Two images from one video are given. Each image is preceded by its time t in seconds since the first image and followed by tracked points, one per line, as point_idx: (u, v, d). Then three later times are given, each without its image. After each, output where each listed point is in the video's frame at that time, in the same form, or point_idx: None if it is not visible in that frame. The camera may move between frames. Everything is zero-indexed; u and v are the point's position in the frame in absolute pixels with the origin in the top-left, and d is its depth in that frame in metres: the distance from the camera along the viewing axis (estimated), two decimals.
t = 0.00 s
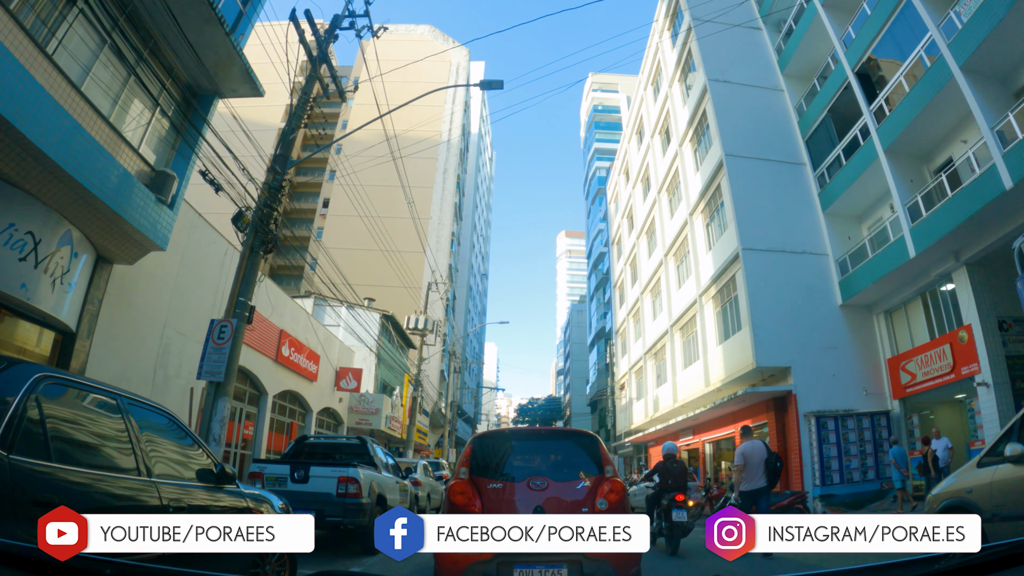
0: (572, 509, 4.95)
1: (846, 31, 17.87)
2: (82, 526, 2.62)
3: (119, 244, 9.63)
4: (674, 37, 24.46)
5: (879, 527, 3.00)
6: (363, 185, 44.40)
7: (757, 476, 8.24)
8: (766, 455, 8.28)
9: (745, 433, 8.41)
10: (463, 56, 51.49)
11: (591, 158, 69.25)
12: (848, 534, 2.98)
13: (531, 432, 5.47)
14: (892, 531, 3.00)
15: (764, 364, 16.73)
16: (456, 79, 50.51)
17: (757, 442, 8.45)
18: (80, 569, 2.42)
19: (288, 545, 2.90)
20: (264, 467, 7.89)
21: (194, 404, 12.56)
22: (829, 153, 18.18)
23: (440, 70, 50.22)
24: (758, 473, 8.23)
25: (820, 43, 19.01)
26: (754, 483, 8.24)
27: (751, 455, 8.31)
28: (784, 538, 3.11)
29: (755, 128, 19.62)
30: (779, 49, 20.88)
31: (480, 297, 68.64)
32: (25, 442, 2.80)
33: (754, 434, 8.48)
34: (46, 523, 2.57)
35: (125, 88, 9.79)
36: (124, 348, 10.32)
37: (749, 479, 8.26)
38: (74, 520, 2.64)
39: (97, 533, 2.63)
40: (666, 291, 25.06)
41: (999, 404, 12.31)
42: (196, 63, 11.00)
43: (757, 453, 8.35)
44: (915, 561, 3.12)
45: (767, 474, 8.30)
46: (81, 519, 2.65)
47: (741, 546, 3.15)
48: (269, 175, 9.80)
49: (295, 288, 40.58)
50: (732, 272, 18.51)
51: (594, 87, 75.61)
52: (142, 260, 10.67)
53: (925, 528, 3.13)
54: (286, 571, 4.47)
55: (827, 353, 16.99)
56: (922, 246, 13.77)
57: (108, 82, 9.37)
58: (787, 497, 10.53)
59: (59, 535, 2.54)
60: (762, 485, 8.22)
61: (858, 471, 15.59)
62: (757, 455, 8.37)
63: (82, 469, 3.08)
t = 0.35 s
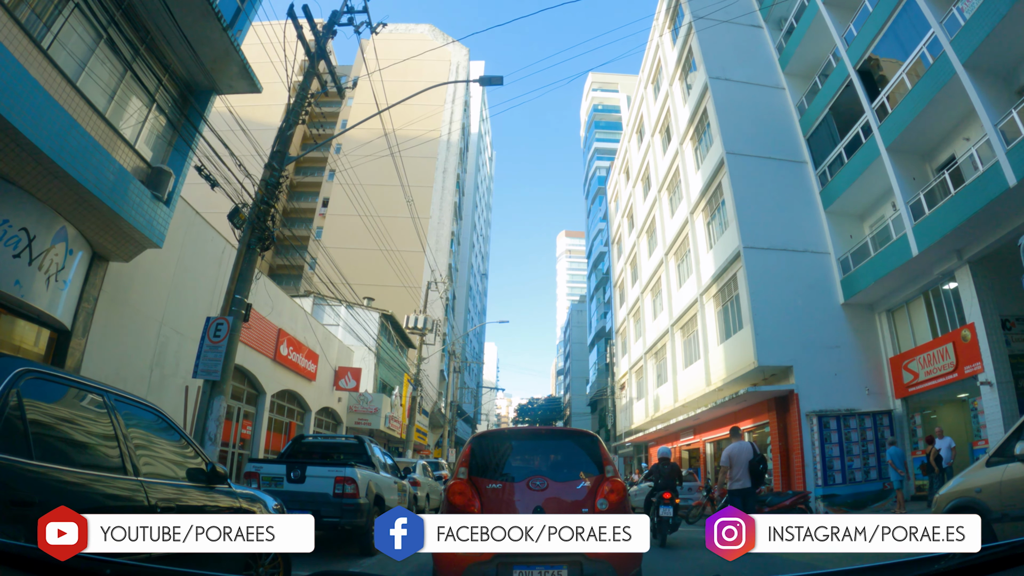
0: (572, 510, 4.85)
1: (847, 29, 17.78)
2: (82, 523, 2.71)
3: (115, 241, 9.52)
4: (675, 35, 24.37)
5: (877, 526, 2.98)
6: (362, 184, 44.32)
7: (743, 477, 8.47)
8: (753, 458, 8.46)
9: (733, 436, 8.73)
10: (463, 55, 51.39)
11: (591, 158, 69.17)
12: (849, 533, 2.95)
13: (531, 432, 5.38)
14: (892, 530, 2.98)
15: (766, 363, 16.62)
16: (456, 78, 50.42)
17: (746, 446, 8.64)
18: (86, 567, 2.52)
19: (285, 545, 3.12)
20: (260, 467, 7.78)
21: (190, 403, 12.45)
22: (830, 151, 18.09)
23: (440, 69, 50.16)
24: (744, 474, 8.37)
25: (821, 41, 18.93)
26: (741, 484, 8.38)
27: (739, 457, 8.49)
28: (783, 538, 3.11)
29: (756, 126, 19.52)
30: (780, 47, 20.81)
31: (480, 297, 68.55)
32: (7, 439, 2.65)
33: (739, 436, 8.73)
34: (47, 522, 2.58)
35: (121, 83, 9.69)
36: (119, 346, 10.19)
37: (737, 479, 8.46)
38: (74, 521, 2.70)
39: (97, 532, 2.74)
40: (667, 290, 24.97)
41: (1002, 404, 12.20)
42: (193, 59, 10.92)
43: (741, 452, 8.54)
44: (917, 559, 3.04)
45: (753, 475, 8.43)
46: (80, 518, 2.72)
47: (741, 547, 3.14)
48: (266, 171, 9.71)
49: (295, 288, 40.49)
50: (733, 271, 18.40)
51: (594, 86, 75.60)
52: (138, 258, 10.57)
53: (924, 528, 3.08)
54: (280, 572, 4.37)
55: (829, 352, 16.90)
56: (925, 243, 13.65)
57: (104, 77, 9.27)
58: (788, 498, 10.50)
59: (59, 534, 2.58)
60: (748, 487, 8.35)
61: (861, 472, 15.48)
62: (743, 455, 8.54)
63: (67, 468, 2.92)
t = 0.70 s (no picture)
0: (571, 510, 4.80)
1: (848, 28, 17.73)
2: (83, 523, 2.68)
3: (112, 239, 9.46)
4: (675, 34, 24.30)
5: (877, 526, 2.94)
6: (362, 184, 44.25)
7: (734, 480, 8.89)
8: (746, 461, 9.00)
9: (727, 441, 9.08)
10: (463, 55, 51.29)
11: (591, 158, 69.13)
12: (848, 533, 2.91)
13: (532, 432, 5.31)
14: (892, 530, 2.94)
15: (767, 363, 16.57)
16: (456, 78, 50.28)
17: (738, 449, 9.13)
18: (85, 569, 2.48)
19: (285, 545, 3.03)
20: (257, 467, 7.72)
21: (188, 403, 12.37)
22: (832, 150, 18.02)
23: (440, 69, 50.07)
24: (735, 476, 8.87)
25: (821, 40, 18.88)
26: (732, 486, 8.90)
27: (732, 462, 8.98)
28: (784, 538, 3.05)
29: (757, 125, 19.47)
30: (781, 46, 20.76)
31: (480, 297, 68.52)
32: None
33: (735, 440, 9.09)
34: (47, 522, 2.55)
35: (119, 80, 9.63)
36: (116, 345, 10.13)
37: (727, 483, 8.94)
38: (74, 520, 2.65)
39: (97, 533, 2.72)
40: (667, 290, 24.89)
41: (1004, 404, 12.16)
42: (191, 57, 10.87)
43: (735, 457, 8.99)
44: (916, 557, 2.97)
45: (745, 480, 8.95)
46: (80, 519, 2.69)
47: (741, 547, 3.10)
48: (264, 169, 9.65)
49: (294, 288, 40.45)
50: (734, 270, 18.35)
51: (594, 86, 75.56)
52: (135, 256, 10.50)
53: (924, 527, 3.02)
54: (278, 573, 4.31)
55: (830, 352, 16.84)
56: (928, 242, 13.57)
57: (101, 73, 9.21)
58: (789, 498, 10.44)
59: (59, 534, 2.55)
60: (739, 489, 8.90)
61: (862, 472, 15.44)
62: (736, 460, 9.01)
63: (55, 465, 2.82)
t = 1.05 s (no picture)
0: (571, 510, 4.76)
1: (848, 27, 17.70)
2: (83, 524, 2.65)
3: (110, 238, 9.42)
4: (675, 34, 24.29)
5: (877, 526, 2.94)
6: (361, 184, 44.20)
7: (729, 478, 9.12)
8: (741, 460, 9.21)
9: (721, 439, 9.36)
10: (463, 55, 51.23)
11: (591, 158, 69.09)
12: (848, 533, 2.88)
13: (531, 432, 5.27)
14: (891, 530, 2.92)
15: (767, 363, 16.53)
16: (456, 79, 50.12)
17: (732, 448, 9.38)
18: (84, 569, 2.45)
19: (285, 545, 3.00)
20: (255, 467, 7.67)
21: (186, 403, 12.32)
22: (832, 150, 17.99)
23: (440, 69, 50.02)
24: (730, 474, 9.12)
25: (822, 39, 18.85)
26: (726, 484, 9.12)
27: (726, 460, 9.22)
28: (784, 538, 3.02)
29: (757, 124, 19.44)
30: (781, 46, 20.73)
31: (479, 297, 68.53)
32: None
33: (730, 440, 9.35)
34: (47, 522, 2.52)
35: (117, 78, 9.59)
36: (114, 344, 10.09)
37: (722, 480, 9.16)
38: (73, 520, 2.62)
39: (97, 532, 2.69)
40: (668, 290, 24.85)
41: (1005, 403, 12.13)
42: (189, 55, 10.84)
43: (730, 456, 9.23)
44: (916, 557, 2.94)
45: (739, 476, 9.09)
46: (79, 518, 2.66)
47: (741, 547, 3.07)
48: (263, 168, 9.61)
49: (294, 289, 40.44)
50: (735, 268, 18.25)
51: (594, 86, 75.51)
52: (133, 255, 10.47)
53: (924, 527, 2.98)
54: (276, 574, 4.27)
55: (831, 352, 16.81)
56: (928, 241, 13.52)
57: (100, 72, 9.18)
58: (790, 497, 10.36)
59: (59, 535, 2.52)
60: (733, 487, 9.11)
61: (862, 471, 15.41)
62: (731, 458, 9.21)
63: (50, 464, 2.76)
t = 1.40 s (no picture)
0: (570, 509, 4.73)
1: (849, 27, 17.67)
2: (82, 524, 2.62)
3: (109, 237, 9.39)
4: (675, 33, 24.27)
5: (877, 526, 2.90)
6: (361, 183, 44.18)
7: (716, 479, 9.21)
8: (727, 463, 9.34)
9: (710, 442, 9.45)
10: (463, 55, 51.17)
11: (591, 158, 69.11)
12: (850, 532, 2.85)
13: (531, 432, 5.24)
14: (892, 530, 2.90)
15: (768, 363, 16.49)
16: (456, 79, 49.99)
17: (720, 451, 9.48)
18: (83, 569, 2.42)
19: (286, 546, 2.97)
20: (254, 466, 7.63)
21: (185, 402, 12.29)
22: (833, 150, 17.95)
23: (439, 69, 49.98)
24: (718, 477, 9.20)
25: (822, 39, 18.82)
26: (714, 485, 9.21)
27: (715, 462, 9.30)
28: (784, 538, 2.99)
29: (757, 124, 19.41)
30: (781, 45, 20.70)
31: (479, 297, 68.58)
32: None
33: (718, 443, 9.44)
34: (46, 522, 2.50)
35: (117, 76, 9.56)
36: (113, 344, 10.05)
37: (710, 481, 9.25)
38: (73, 521, 2.60)
39: (96, 532, 2.67)
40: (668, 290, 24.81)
41: (1006, 403, 12.10)
42: (189, 54, 10.80)
43: (717, 460, 9.30)
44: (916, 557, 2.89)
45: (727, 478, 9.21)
46: (79, 519, 2.63)
47: (742, 547, 3.04)
48: (261, 167, 9.57)
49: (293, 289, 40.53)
50: (734, 268, 18.29)
51: (594, 86, 75.49)
52: (132, 255, 10.43)
53: (925, 527, 2.94)
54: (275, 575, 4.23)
55: (831, 352, 16.79)
56: (928, 241, 13.52)
57: (98, 70, 9.14)
58: (790, 497, 10.31)
59: (58, 535, 2.50)
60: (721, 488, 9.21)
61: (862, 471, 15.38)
62: (718, 461, 9.29)
63: (47, 464, 2.73)
